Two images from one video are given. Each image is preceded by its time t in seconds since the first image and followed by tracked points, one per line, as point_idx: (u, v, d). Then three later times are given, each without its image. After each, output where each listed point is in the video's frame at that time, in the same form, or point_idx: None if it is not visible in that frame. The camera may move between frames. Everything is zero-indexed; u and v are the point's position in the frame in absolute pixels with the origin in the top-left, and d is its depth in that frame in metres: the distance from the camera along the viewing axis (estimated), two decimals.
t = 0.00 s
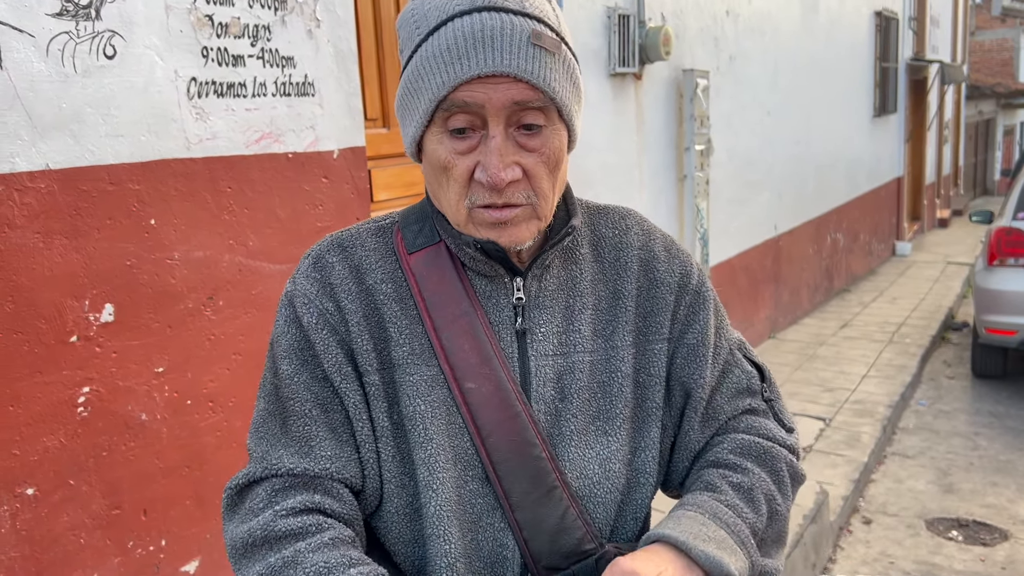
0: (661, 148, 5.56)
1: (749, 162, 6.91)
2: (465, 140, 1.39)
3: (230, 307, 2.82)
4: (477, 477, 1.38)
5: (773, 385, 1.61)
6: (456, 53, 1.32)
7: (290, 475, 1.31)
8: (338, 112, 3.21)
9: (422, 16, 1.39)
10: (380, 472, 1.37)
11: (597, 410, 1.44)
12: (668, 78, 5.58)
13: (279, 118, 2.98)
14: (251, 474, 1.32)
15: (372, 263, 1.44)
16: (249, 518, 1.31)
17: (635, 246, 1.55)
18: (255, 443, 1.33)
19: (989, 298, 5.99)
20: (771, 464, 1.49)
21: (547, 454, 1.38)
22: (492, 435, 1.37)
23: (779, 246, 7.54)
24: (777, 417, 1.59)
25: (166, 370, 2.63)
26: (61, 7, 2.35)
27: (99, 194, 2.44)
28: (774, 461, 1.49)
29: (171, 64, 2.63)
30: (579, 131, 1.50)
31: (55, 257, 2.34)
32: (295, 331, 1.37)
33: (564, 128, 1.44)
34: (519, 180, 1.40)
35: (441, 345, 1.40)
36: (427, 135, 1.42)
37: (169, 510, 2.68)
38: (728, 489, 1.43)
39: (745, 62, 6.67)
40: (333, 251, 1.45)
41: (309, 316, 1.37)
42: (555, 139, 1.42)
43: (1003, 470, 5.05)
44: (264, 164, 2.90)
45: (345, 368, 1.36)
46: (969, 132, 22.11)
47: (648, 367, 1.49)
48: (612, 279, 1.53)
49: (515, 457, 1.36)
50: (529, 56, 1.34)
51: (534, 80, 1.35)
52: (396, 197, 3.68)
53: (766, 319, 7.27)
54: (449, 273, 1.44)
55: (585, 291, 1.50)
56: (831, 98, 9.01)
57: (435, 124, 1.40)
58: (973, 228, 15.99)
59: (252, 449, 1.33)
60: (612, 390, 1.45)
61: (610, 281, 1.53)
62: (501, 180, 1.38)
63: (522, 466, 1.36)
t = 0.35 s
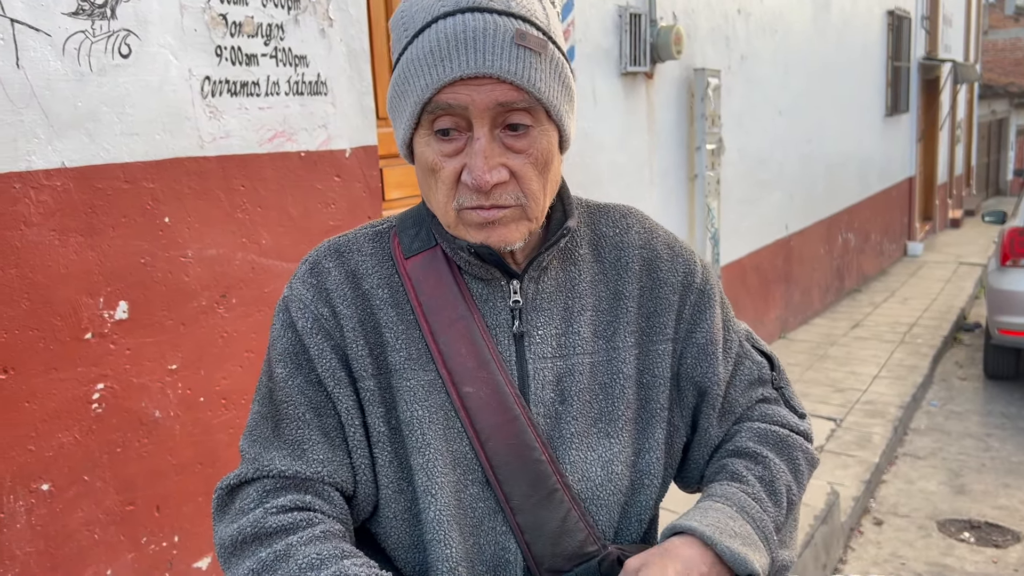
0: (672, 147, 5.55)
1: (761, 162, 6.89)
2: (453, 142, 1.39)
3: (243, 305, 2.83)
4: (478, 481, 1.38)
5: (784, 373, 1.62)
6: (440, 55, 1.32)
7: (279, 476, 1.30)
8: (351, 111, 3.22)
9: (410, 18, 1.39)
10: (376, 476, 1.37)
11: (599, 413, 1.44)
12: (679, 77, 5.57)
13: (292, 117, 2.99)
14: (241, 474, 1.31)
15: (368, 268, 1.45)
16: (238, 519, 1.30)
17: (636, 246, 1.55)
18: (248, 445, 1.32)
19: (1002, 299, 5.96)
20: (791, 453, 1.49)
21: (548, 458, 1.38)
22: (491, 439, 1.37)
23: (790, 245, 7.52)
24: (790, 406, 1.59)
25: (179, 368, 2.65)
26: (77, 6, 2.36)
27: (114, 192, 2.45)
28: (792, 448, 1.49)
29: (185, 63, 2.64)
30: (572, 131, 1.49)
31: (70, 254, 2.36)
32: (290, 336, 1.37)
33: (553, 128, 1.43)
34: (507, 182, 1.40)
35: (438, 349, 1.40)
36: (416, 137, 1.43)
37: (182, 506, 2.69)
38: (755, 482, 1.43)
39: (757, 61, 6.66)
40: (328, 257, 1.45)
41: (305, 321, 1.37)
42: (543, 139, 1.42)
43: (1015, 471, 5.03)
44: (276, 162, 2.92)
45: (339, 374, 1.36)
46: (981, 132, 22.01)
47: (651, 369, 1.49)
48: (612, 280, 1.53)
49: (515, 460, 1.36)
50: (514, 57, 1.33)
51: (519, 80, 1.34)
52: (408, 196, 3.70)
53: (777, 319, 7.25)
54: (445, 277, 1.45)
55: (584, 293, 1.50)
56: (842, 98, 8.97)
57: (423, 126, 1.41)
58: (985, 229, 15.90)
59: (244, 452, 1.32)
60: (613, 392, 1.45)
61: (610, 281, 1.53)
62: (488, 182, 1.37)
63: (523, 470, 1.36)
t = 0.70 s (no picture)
0: (685, 147, 5.54)
1: (775, 163, 6.87)
2: (458, 151, 1.39)
3: (260, 306, 2.85)
4: (489, 490, 1.38)
5: (795, 379, 1.62)
6: (443, 65, 1.33)
7: (270, 483, 1.33)
8: (366, 113, 3.23)
9: (415, 26, 1.40)
10: (381, 486, 1.39)
11: (610, 420, 1.43)
12: (693, 77, 5.56)
13: (308, 118, 3.00)
14: (235, 480, 1.34)
15: (375, 277, 1.45)
16: (229, 520, 1.33)
17: (647, 250, 1.54)
18: (242, 452, 1.36)
19: (1018, 300, 5.92)
20: (802, 461, 1.50)
21: (558, 466, 1.37)
22: (502, 449, 1.37)
23: (804, 246, 7.50)
24: (801, 412, 1.59)
25: (197, 368, 2.67)
26: (97, 9, 2.38)
27: (133, 193, 2.47)
28: (804, 457, 1.50)
29: (203, 65, 2.66)
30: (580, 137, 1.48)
31: (90, 255, 2.38)
32: (292, 345, 1.40)
33: (560, 136, 1.42)
34: (513, 191, 1.39)
35: (446, 358, 1.41)
36: (422, 145, 1.43)
37: (199, 505, 2.71)
38: (763, 488, 1.44)
39: (771, 61, 6.64)
40: (335, 266, 1.46)
41: (306, 332, 1.39)
42: (549, 147, 1.41)
43: None
44: (293, 163, 2.93)
45: (338, 386, 1.38)
46: (997, 132, 21.82)
47: (662, 375, 1.48)
48: (623, 285, 1.52)
49: (525, 469, 1.36)
50: (518, 66, 1.33)
51: (523, 90, 1.34)
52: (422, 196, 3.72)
53: (790, 320, 7.23)
54: (454, 286, 1.45)
55: (594, 299, 1.49)
56: (857, 98, 8.92)
57: (428, 134, 1.41)
58: (1000, 229, 15.79)
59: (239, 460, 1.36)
60: (625, 399, 1.44)
61: (621, 287, 1.52)
62: (493, 192, 1.37)
63: (534, 479, 1.36)
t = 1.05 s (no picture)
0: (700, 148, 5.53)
1: (790, 163, 6.84)
2: (461, 156, 1.40)
3: (276, 306, 2.87)
4: (493, 500, 1.39)
5: (810, 394, 1.61)
6: (447, 68, 1.33)
7: (253, 487, 1.37)
8: (382, 114, 3.24)
9: (426, 26, 1.41)
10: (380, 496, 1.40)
11: (618, 432, 1.43)
12: (708, 78, 5.54)
13: (324, 120, 3.01)
14: (226, 483, 1.39)
15: (380, 286, 1.45)
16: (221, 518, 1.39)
17: (660, 259, 1.53)
18: (231, 456, 1.40)
19: None
20: (818, 475, 1.49)
21: (564, 477, 1.37)
22: (506, 459, 1.37)
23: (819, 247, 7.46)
24: (816, 427, 1.58)
25: (214, 368, 2.68)
26: (116, 12, 2.40)
27: (150, 195, 2.49)
28: (819, 471, 1.49)
29: (221, 67, 2.68)
30: (588, 150, 1.46)
31: (108, 255, 2.40)
32: (290, 354, 1.42)
33: (565, 145, 1.42)
34: (512, 199, 1.39)
35: (451, 368, 1.41)
36: (428, 148, 1.44)
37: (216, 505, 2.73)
38: (784, 499, 1.43)
39: (786, 61, 6.61)
40: (340, 273, 1.46)
41: (305, 341, 1.41)
42: (552, 156, 1.40)
43: None
44: (309, 165, 2.95)
45: (332, 398, 1.39)
46: (1015, 132, 21.62)
47: (673, 388, 1.48)
48: (635, 294, 1.51)
49: (530, 481, 1.36)
50: (521, 72, 1.33)
51: (524, 97, 1.33)
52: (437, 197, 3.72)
53: (805, 321, 7.20)
54: (460, 294, 1.45)
55: (603, 308, 1.48)
56: (873, 98, 8.87)
57: (433, 137, 1.42)
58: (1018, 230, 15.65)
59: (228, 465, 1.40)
60: (634, 410, 1.44)
61: (633, 295, 1.51)
62: (492, 198, 1.37)
63: (539, 491, 1.36)
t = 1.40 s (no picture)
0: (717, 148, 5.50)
1: (808, 162, 6.80)
2: (456, 160, 1.39)
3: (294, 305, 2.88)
4: (491, 516, 1.39)
5: (814, 411, 1.58)
6: (442, 68, 1.33)
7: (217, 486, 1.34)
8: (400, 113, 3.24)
9: (421, 27, 1.42)
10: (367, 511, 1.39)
11: (619, 448, 1.43)
12: (725, 77, 5.51)
13: (343, 119, 3.02)
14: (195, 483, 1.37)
15: (375, 293, 1.45)
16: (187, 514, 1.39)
17: (661, 270, 1.52)
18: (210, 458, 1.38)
19: None
20: (802, 502, 1.47)
21: (561, 494, 1.37)
22: (503, 476, 1.37)
23: (837, 247, 7.42)
24: (816, 446, 1.56)
25: (232, 367, 2.70)
26: (138, 12, 2.42)
27: (170, 193, 2.50)
28: (806, 497, 1.47)
29: (240, 67, 2.69)
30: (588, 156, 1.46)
31: (129, 254, 2.41)
32: (281, 358, 1.41)
33: (564, 150, 1.41)
34: (509, 204, 1.38)
35: (448, 381, 1.41)
36: (423, 153, 1.44)
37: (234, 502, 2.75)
38: (742, 522, 1.43)
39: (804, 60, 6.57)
40: (336, 279, 1.46)
41: (297, 347, 1.40)
42: (550, 161, 1.40)
43: None
44: (328, 164, 2.96)
45: (323, 405, 1.39)
46: None
47: (673, 403, 1.47)
48: (636, 307, 1.50)
49: (529, 498, 1.36)
50: (518, 73, 1.33)
51: (521, 98, 1.33)
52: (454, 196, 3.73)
53: (823, 321, 7.16)
54: (457, 306, 1.45)
55: (604, 321, 1.48)
56: (891, 97, 8.81)
57: (428, 141, 1.42)
58: None
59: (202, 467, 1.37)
60: (634, 426, 1.44)
61: (634, 308, 1.51)
62: (487, 203, 1.36)
63: (537, 509, 1.36)
